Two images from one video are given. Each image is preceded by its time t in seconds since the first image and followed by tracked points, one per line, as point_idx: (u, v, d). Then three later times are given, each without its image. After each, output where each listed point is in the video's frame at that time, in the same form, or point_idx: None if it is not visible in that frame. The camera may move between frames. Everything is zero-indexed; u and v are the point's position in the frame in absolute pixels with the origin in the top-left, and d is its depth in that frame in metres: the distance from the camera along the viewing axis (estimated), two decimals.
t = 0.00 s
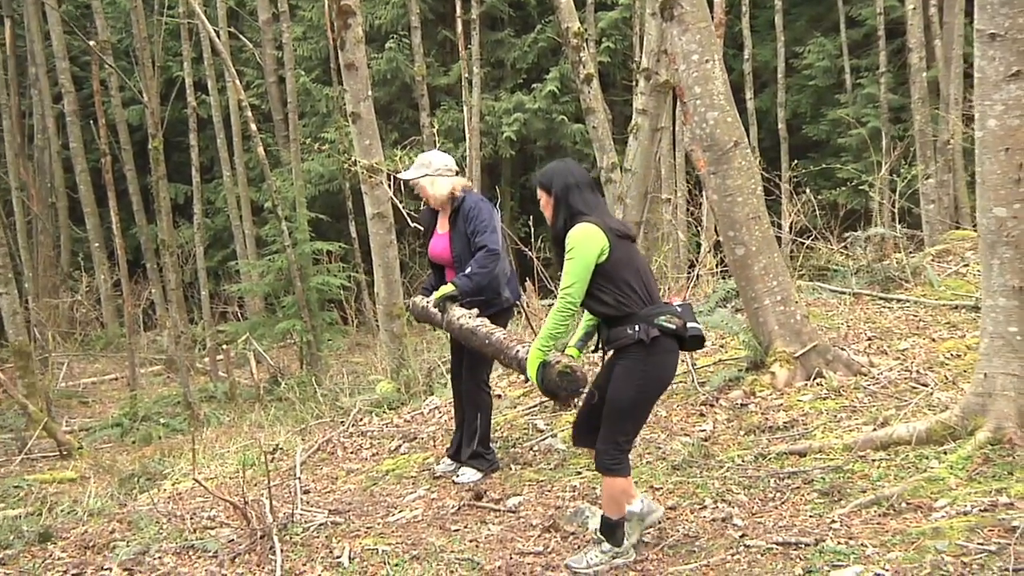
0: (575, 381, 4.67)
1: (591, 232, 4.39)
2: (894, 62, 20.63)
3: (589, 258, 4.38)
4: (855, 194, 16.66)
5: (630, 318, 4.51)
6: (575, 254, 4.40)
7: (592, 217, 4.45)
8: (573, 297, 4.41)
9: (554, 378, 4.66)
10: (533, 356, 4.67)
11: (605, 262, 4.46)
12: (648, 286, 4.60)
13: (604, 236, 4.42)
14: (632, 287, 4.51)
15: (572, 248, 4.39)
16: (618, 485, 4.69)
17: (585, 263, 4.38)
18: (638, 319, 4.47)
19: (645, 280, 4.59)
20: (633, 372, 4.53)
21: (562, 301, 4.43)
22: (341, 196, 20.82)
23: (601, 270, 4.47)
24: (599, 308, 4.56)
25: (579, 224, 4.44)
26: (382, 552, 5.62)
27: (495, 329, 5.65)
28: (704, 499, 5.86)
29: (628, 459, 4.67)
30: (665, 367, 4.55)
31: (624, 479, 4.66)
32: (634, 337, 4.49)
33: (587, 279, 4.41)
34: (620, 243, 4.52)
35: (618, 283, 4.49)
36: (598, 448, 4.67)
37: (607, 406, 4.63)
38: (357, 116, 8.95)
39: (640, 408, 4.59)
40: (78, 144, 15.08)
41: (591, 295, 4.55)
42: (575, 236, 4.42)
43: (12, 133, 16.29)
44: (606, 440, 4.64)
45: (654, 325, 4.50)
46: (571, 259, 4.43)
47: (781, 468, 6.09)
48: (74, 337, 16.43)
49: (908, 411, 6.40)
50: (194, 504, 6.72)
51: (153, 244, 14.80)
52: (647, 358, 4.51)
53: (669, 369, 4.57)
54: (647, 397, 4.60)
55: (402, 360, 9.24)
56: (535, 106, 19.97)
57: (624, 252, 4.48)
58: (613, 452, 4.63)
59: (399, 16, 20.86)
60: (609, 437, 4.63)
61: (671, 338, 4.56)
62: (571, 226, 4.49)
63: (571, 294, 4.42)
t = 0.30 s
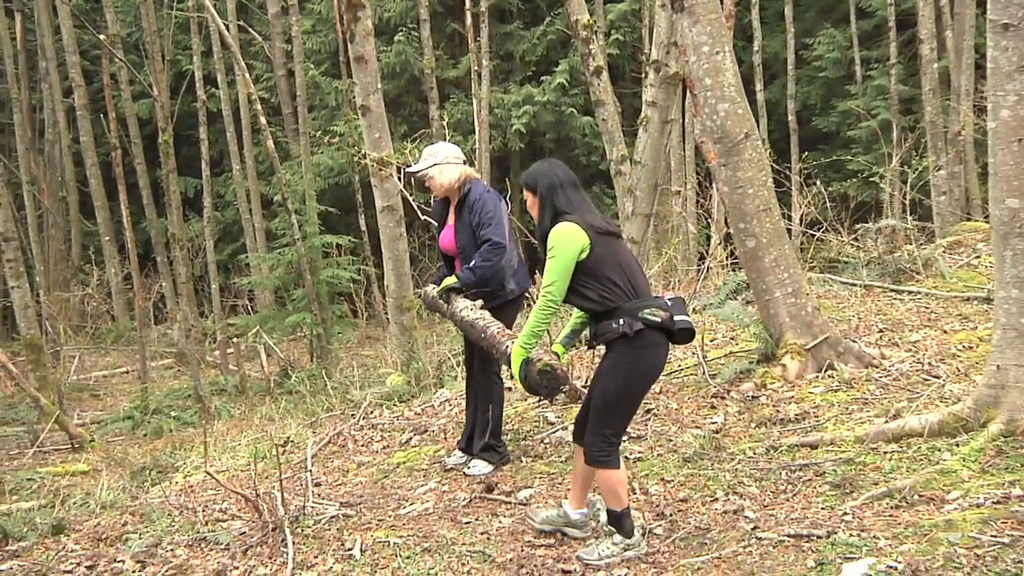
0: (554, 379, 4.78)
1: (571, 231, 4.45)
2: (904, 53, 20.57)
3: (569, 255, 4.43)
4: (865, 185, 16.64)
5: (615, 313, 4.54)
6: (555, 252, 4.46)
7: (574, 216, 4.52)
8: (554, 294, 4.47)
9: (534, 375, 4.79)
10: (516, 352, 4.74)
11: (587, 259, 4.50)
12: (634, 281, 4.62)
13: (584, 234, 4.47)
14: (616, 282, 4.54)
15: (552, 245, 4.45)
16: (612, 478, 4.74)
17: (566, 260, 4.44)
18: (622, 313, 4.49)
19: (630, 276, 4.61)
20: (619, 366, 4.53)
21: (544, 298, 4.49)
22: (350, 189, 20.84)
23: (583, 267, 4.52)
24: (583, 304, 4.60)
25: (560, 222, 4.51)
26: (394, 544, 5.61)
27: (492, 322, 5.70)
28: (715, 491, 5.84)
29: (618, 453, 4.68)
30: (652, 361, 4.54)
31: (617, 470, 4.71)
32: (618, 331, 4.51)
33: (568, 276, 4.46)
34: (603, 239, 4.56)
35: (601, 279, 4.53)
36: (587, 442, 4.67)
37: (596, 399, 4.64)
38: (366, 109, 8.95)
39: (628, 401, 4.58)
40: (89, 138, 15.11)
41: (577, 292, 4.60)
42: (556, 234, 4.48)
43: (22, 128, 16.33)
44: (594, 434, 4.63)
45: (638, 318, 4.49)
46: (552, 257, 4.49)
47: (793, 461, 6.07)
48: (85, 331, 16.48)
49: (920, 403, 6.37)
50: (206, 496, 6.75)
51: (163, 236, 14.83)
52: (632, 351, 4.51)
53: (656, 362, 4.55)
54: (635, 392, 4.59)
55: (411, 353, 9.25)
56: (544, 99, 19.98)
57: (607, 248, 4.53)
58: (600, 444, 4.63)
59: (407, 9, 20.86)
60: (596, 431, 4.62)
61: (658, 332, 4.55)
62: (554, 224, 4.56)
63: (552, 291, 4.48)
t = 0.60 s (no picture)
0: (534, 373, 4.71)
1: (553, 228, 4.50)
2: (924, 48, 20.48)
3: (549, 253, 4.49)
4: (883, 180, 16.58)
5: (592, 308, 4.62)
6: (537, 248, 4.51)
7: (556, 212, 4.59)
8: (534, 290, 4.53)
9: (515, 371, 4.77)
10: (496, 346, 4.77)
11: (567, 255, 4.58)
12: (612, 277, 4.70)
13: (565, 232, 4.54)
14: (594, 278, 4.62)
15: (534, 242, 4.51)
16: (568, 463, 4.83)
17: (546, 256, 4.50)
18: (599, 309, 4.57)
19: (608, 272, 4.69)
20: (591, 358, 4.62)
21: (525, 293, 4.54)
22: (366, 184, 20.90)
23: (564, 263, 4.60)
24: (563, 299, 4.66)
25: (542, 219, 4.56)
26: (412, 538, 5.61)
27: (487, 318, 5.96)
28: (732, 487, 5.82)
29: (576, 439, 4.77)
30: (624, 357, 4.62)
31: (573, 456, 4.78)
32: (594, 326, 4.59)
33: (548, 272, 4.52)
34: (584, 236, 4.63)
35: (580, 275, 4.62)
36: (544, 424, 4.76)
37: (562, 388, 4.71)
38: (384, 103, 8.96)
39: (594, 394, 4.67)
40: (108, 133, 15.21)
41: (555, 287, 4.68)
42: (538, 231, 4.53)
43: (42, 123, 16.43)
44: (553, 417, 4.72)
45: (614, 314, 4.58)
46: (533, 253, 4.54)
47: (810, 457, 6.04)
48: (104, 325, 16.59)
49: (939, 399, 6.33)
50: (224, 490, 6.77)
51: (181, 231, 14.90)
52: (605, 346, 4.59)
53: (630, 358, 4.64)
54: (603, 384, 4.67)
55: (428, 347, 9.27)
56: (561, 94, 20.00)
57: (588, 247, 4.60)
58: (559, 429, 4.72)
59: (424, 4, 20.89)
60: (556, 416, 4.71)
61: (633, 329, 4.62)
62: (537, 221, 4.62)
63: (532, 287, 4.53)
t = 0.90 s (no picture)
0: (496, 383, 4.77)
1: (522, 238, 4.60)
2: (941, 44, 20.38)
3: (517, 263, 4.60)
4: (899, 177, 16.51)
5: (567, 315, 4.72)
6: (507, 259, 4.61)
7: (526, 223, 4.68)
8: (501, 301, 4.62)
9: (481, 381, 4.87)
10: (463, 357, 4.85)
11: (537, 265, 4.67)
12: (585, 284, 4.79)
13: (534, 241, 4.63)
14: (568, 286, 4.72)
15: (504, 254, 4.60)
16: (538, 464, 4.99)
17: (515, 267, 4.59)
18: (572, 316, 4.66)
19: (582, 279, 4.78)
20: (567, 365, 4.70)
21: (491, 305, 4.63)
22: (381, 180, 20.94)
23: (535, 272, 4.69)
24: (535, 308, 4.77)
25: (514, 230, 4.66)
26: (426, 535, 5.61)
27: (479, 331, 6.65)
28: (748, 485, 5.80)
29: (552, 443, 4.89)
30: (601, 363, 4.68)
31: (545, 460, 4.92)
32: (569, 333, 4.69)
33: (517, 283, 4.61)
34: (555, 244, 4.72)
35: (553, 283, 4.71)
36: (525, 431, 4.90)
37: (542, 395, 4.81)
38: (400, 100, 8.97)
39: (571, 400, 4.75)
40: (125, 129, 15.27)
41: (528, 295, 4.79)
42: (508, 243, 4.63)
43: (59, 120, 16.51)
44: (532, 425, 4.86)
45: (587, 321, 4.66)
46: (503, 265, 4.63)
47: (827, 455, 6.02)
48: (121, 321, 16.69)
49: (957, 397, 6.29)
50: (240, 486, 6.80)
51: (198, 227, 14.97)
52: (578, 353, 4.67)
53: (606, 365, 4.70)
54: (580, 390, 4.74)
55: (443, 344, 9.29)
56: (576, 90, 19.90)
57: (559, 254, 4.70)
58: (535, 434, 4.84)
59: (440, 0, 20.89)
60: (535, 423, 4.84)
61: (609, 335, 4.68)
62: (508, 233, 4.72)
63: (500, 298, 4.62)
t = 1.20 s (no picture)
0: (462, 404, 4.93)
1: (488, 259, 4.75)
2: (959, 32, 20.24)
3: (485, 282, 4.75)
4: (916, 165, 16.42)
5: (553, 318, 4.90)
6: (474, 281, 4.76)
7: (493, 245, 4.82)
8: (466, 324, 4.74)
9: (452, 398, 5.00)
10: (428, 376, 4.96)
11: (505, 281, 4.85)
12: (563, 287, 4.97)
13: (501, 261, 4.78)
14: (546, 292, 4.90)
15: (472, 276, 4.75)
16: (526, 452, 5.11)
17: (482, 288, 4.74)
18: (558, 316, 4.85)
19: (560, 283, 4.96)
20: (560, 361, 4.86)
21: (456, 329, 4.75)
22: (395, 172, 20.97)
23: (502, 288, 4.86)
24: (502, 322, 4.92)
25: (480, 253, 4.80)
26: (443, 525, 5.62)
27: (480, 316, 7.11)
28: (765, 474, 5.79)
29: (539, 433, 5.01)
30: (593, 357, 4.84)
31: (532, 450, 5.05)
32: (557, 333, 4.86)
33: (483, 303, 4.77)
34: (523, 259, 4.89)
35: (528, 292, 4.90)
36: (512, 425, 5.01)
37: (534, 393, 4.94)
38: (414, 91, 8.96)
39: (564, 392, 4.91)
40: (141, 122, 15.33)
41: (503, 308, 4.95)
42: (474, 265, 4.77)
43: (75, 113, 16.60)
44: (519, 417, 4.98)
45: (573, 318, 4.84)
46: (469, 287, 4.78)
47: (844, 444, 6.00)
48: (137, 313, 16.78)
49: (975, 386, 6.26)
50: (257, 476, 6.84)
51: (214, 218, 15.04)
52: (568, 350, 4.84)
53: (597, 359, 4.85)
54: (573, 383, 4.89)
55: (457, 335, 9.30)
56: (591, 80, 19.82)
57: (528, 265, 4.88)
58: (524, 425, 4.97)
59: None
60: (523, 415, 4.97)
61: (599, 327, 4.85)
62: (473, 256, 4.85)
63: (465, 321, 4.74)
